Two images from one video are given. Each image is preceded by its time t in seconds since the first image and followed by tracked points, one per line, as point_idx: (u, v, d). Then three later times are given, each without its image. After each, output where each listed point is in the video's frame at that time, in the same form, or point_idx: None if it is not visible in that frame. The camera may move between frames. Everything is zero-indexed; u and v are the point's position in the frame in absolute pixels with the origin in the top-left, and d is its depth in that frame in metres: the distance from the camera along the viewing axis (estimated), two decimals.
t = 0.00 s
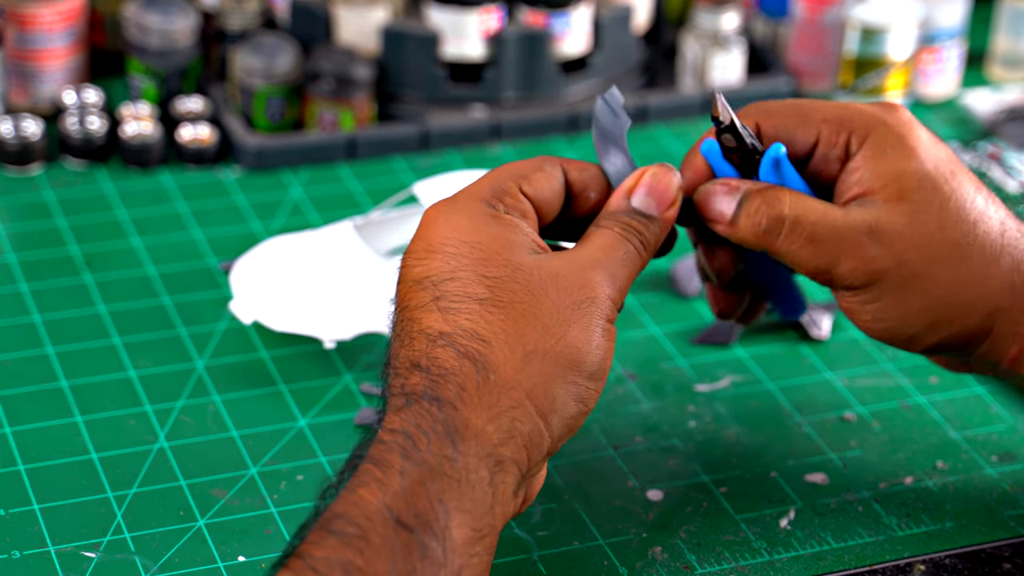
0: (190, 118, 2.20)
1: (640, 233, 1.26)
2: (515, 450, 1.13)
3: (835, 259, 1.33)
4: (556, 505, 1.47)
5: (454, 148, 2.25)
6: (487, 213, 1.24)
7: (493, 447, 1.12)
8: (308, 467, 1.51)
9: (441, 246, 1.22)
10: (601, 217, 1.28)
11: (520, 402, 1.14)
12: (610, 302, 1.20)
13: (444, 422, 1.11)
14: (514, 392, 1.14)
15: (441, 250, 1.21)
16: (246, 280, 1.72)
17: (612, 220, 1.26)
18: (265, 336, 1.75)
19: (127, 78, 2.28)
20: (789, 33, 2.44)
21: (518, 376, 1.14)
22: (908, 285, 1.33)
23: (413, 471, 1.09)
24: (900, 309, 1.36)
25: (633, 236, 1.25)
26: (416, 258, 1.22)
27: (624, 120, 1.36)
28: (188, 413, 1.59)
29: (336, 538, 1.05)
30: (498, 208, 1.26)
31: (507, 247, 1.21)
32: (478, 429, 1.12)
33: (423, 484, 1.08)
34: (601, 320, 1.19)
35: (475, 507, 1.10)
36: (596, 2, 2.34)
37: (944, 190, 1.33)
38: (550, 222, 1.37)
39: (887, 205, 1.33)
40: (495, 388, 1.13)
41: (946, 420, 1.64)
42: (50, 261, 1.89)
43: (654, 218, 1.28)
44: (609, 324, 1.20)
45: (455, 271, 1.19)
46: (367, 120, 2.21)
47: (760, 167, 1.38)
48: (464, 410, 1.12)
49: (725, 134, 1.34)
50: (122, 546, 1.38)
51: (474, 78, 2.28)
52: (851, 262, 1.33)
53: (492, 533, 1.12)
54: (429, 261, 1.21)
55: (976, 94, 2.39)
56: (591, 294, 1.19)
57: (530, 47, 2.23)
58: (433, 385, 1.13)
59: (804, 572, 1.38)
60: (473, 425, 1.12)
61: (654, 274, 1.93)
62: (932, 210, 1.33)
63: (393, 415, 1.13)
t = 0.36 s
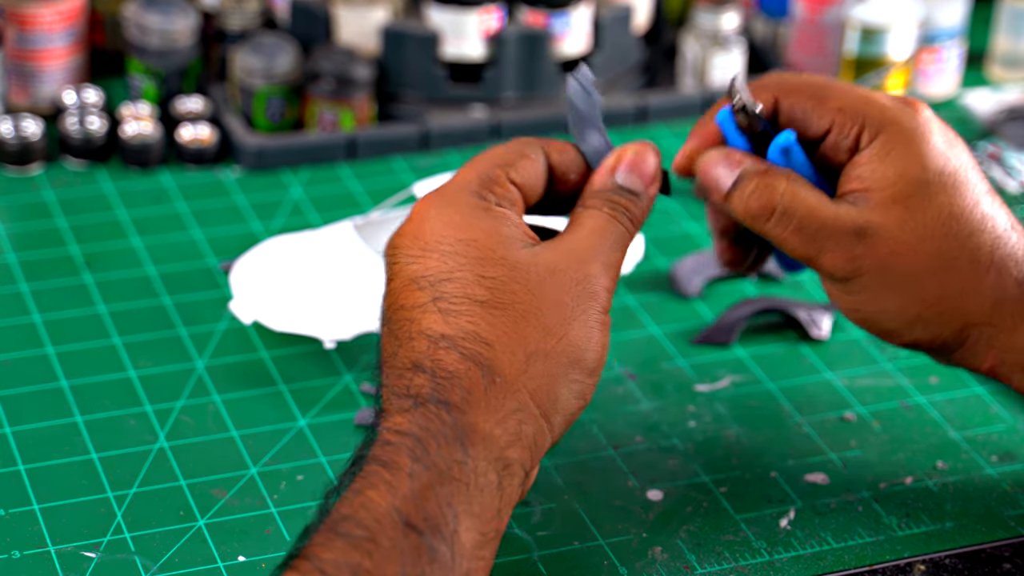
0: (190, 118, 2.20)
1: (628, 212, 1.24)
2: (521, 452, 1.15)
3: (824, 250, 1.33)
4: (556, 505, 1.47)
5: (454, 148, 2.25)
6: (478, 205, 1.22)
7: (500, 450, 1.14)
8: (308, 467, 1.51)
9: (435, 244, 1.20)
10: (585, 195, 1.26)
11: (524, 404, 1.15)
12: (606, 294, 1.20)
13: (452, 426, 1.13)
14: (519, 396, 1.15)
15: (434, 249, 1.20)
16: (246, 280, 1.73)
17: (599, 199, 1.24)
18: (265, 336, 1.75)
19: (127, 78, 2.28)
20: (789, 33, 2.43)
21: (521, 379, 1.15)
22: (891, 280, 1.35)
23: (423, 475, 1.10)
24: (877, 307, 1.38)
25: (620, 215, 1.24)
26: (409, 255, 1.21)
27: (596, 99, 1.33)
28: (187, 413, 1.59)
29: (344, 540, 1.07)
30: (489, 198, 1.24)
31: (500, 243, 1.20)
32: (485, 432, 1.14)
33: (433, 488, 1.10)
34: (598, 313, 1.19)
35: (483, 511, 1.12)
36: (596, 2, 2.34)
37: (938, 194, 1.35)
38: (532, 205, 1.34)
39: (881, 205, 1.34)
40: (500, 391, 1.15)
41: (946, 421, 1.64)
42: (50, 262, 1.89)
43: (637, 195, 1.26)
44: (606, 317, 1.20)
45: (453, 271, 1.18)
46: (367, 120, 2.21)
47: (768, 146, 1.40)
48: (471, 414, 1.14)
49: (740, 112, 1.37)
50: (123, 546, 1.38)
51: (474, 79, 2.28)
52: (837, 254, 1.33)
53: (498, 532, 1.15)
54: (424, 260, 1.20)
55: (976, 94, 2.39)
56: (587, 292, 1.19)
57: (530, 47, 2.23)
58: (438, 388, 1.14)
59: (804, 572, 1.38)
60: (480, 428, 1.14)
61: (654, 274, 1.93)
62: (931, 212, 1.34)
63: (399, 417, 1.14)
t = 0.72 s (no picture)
0: (190, 118, 2.20)
1: (617, 188, 1.19)
2: (519, 450, 1.13)
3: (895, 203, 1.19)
4: (556, 505, 1.47)
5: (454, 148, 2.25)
6: (454, 198, 1.20)
7: (500, 451, 1.12)
8: (308, 467, 1.51)
9: (415, 241, 1.19)
10: (577, 165, 1.20)
11: (519, 403, 1.12)
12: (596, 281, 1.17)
13: (448, 429, 1.10)
14: (514, 395, 1.12)
15: (411, 248, 1.19)
16: (247, 280, 1.73)
17: (580, 175, 1.19)
18: (265, 336, 1.75)
19: (127, 78, 2.28)
20: (789, 33, 2.43)
21: (515, 376, 1.12)
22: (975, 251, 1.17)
23: (423, 482, 1.08)
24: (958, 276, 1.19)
25: (611, 191, 1.18)
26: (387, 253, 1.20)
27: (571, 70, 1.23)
28: (188, 413, 1.59)
29: (349, 551, 1.06)
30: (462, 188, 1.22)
31: (481, 235, 1.17)
32: (483, 434, 1.11)
33: (434, 494, 1.08)
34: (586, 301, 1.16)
35: (485, 514, 1.11)
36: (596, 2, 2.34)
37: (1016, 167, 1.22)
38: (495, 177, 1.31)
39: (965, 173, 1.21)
40: (497, 392, 1.12)
41: (947, 420, 1.64)
42: (50, 262, 1.89)
43: (625, 169, 1.20)
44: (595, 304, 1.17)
45: (435, 269, 1.16)
46: (367, 120, 2.21)
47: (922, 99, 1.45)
48: (469, 417, 1.11)
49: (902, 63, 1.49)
50: (123, 546, 1.38)
51: (474, 79, 2.28)
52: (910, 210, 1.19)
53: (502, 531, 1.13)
54: (403, 260, 1.18)
55: (976, 94, 2.39)
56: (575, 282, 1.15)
57: (530, 47, 2.23)
58: (431, 390, 1.11)
59: (804, 572, 1.38)
60: (478, 429, 1.11)
61: (654, 274, 1.93)
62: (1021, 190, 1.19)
63: (394, 421, 1.11)
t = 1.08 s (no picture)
0: (190, 118, 2.20)
1: (652, 232, 1.21)
2: (575, 494, 1.15)
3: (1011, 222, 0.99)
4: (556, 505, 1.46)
5: (454, 148, 2.25)
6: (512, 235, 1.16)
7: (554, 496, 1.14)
8: (308, 467, 1.51)
9: (470, 278, 1.16)
10: (604, 216, 1.22)
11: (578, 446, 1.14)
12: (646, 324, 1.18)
13: (505, 477, 1.12)
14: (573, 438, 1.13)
15: (470, 285, 1.16)
16: (247, 280, 1.72)
17: (621, 219, 1.21)
18: (265, 336, 1.75)
19: (127, 78, 2.28)
20: (789, 33, 2.43)
21: (573, 423, 1.13)
22: None
23: (476, 530, 1.11)
24: None
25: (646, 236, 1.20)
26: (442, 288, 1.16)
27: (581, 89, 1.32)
28: (188, 413, 1.59)
29: None
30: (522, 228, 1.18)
31: (539, 274, 1.15)
32: (540, 481, 1.13)
33: (486, 543, 1.11)
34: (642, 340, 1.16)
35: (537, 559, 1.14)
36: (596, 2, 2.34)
37: None
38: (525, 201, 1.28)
39: None
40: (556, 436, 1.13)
41: (947, 421, 1.64)
42: (50, 262, 1.89)
43: (659, 212, 1.21)
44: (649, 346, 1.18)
45: (493, 310, 1.14)
46: (367, 120, 2.21)
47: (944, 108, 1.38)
48: (526, 462, 1.13)
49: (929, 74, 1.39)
50: (123, 546, 1.38)
51: (474, 79, 2.28)
52: None
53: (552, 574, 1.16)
54: (459, 296, 1.16)
55: (976, 94, 2.39)
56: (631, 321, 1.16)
57: (530, 47, 2.22)
58: (489, 434, 1.13)
59: (804, 572, 1.38)
60: (534, 477, 1.13)
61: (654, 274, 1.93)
62: None
63: (449, 466, 1.13)
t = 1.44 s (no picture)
0: (190, 119, 2.20)
1: (667, 233, 1.17)
2: (581, 500, 1.12)
3: None
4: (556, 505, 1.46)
5: (454, 148, 2.25)
6: (499, 247, 1.17)
7: (557, 504, 1.11)
8: (308, 467, 1.51)
9: (463, 292, 1.16)
10: (620, 219, 1.18)
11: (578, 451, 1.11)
12: (647, 320, 1.14)
13: (499, 488, 1.11)
14: (571, 443, 1.11)
15: (464, 299, 1.16)
16: (247, 281, 1.72)
17: (634, 222, 1.17)
18: (265, 336, 1.75)
19: (127, 78, 2.28)
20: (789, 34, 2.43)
21: (570, 426, 1.11)
22: None
23: (469, 543, 1.10)
24: None
25: (656, 237, 1.16)
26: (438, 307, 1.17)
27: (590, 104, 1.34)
28: (188, 413, 1.59)
29: None
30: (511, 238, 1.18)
31: (528, 285, 1.14)
32: (538, 489, 1.11)
33: (482, 555, 1.10)
34: (643, 340, 1.14)
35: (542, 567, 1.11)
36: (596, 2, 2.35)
37: None
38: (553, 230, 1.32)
39: None
40: (552, 444, 1.11)
41: (946, 421, 1.64)
42: (50, 262, 1.89)
43: (673, 215, 1.17)
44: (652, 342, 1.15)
45: (484, 321, 1.14)
46: (367, 120, 2.21)
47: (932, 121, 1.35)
48: (521, 471, 1.11)
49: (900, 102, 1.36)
50: (123, 546, 1.38)
51: (474, 79, 2.28)
52: None
53: None
54: (452, 312, 1.16)
55: (976, 94, 2.39)
56: (628, 319, 1.13)
57: (530, 47, 2.22)
58: (484, 446, 1.12)
59: (804, 572, 1.38)
60: (532, 485, 1.11)
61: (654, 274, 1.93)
62: None
63: (447, 483, 1.13)
